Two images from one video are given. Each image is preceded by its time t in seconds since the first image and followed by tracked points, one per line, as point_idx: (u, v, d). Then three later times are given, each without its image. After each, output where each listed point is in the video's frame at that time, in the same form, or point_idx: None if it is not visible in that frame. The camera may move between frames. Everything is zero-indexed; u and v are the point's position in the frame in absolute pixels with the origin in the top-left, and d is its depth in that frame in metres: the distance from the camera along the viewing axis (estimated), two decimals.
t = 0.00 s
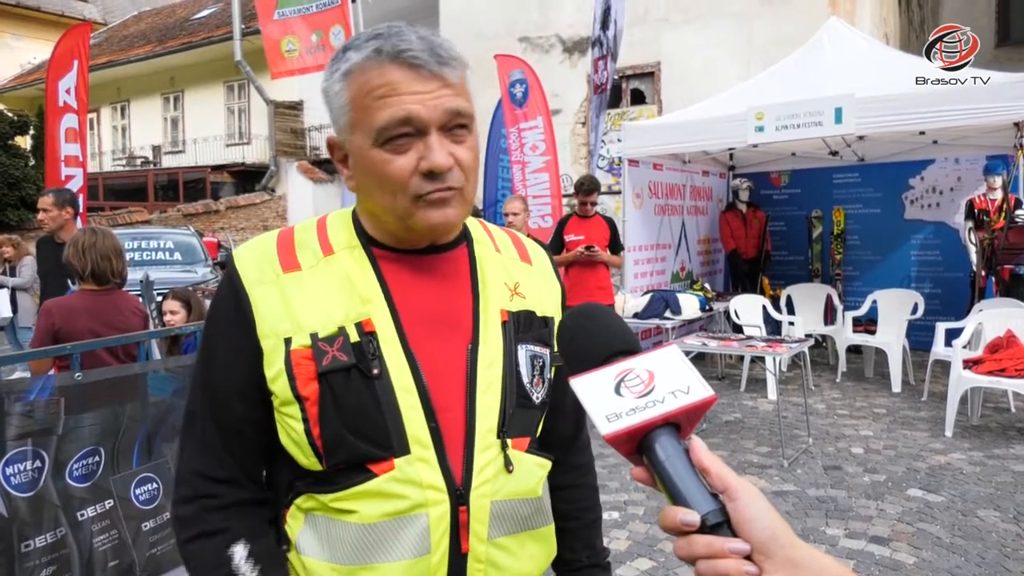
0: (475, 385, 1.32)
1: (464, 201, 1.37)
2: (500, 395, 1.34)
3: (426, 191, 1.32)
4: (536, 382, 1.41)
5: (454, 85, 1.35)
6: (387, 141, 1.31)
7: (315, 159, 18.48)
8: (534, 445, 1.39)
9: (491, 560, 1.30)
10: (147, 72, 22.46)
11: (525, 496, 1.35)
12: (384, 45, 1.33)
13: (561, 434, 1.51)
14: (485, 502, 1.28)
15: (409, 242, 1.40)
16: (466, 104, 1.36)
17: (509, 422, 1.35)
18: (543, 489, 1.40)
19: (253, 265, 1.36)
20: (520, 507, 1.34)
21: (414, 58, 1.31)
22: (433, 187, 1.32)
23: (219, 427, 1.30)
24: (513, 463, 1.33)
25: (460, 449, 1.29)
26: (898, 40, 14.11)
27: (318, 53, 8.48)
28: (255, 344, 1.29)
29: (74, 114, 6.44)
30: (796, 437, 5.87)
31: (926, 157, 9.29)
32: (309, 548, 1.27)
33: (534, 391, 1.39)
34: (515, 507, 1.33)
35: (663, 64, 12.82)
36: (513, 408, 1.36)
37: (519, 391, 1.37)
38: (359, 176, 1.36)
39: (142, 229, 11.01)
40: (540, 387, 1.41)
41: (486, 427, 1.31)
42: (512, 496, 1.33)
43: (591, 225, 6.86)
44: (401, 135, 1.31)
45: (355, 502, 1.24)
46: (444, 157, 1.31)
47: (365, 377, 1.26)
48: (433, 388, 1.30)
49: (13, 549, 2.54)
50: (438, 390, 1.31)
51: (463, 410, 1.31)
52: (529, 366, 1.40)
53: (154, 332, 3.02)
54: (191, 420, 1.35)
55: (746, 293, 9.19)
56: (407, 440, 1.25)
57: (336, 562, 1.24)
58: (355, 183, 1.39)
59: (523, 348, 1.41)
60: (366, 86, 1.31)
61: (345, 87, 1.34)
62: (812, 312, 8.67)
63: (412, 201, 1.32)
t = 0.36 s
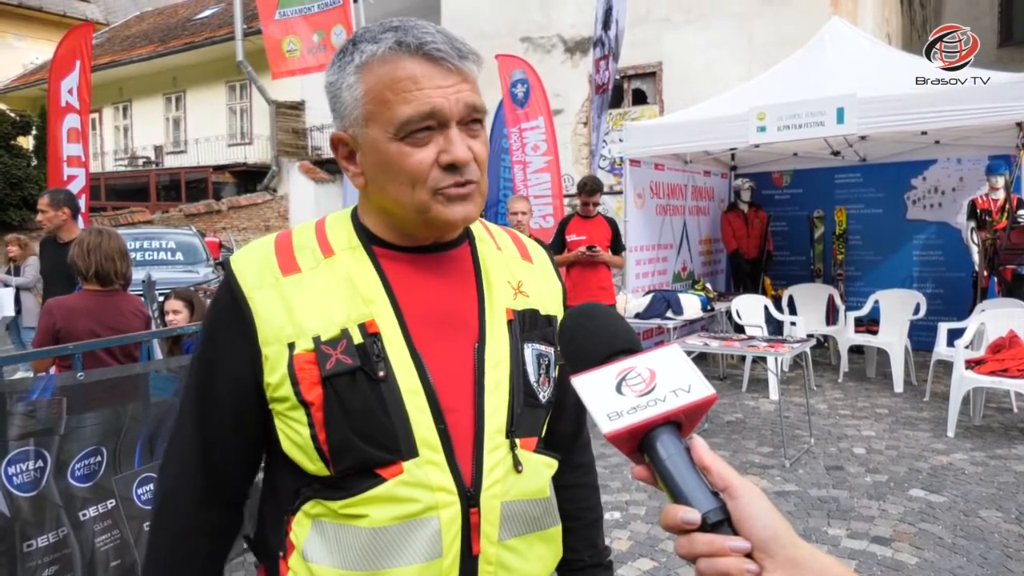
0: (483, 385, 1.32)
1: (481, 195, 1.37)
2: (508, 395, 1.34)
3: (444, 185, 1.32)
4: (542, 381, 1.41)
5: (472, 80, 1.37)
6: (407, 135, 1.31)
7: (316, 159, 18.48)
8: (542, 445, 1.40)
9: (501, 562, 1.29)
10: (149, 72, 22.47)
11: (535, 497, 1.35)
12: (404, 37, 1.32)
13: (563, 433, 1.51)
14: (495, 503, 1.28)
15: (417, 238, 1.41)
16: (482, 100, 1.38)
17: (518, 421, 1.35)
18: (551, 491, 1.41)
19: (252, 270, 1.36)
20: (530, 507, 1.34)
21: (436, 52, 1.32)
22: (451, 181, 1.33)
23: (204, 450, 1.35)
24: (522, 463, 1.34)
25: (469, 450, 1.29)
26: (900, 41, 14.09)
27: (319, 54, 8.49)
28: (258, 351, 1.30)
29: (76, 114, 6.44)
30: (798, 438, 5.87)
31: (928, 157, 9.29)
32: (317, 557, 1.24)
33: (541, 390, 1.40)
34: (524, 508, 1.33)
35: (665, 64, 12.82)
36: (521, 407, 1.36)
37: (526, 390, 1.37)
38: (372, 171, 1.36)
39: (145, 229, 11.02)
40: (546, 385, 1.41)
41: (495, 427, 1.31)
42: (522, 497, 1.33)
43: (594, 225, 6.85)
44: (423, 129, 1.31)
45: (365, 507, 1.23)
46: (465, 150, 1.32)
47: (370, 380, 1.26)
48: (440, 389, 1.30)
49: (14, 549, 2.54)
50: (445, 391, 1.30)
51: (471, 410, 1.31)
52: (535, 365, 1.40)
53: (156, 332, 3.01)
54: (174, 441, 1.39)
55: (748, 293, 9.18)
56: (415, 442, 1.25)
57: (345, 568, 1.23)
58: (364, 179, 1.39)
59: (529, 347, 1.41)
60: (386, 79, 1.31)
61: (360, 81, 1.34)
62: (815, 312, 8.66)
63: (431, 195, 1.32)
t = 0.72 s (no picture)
0: (469, 384, 1.32)
1: (464, 192, 1.37)
2: (495, 393, 1.34)
3: (427, 182, 1.32)
4: (531, 379, 1.40)
5: (449, 77, 1.37)
6: (388, 134, 1.31)
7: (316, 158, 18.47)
8: (532, 444, 1.39)
9: (492, 564, 1.29)
10: (150, 72, 22.45)
11: (524, 497, 1.34)
12: (380, 36, 1.33)
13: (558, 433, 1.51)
14: (484, 504, 1.28)
15: (401, 239, 1.42)
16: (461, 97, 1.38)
17: (507, 420, 1.34)
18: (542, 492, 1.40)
19: (232, 278, 1.37)
20: (519, 507, 1.33)
21: (414, 50, 1.32)
22: (433, 178, 1.32)
23: (199, 454, 1.39)
24: (512, 462, 1.33)
25: (456, 449, 1.29)
26: (900, 40, 14.09)
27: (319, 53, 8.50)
28: (240, 355, 1.31)
29: (76, 114, 6.43)
30: (798, 437, 5.87)
31: (929, 156, 9.28)
32: (303, 562, 1.24)
33: (529, 389, 1.39)
34: (514, 508, 1.32)
35: (665, 64, 12.82)
36: (509, 406, 1.35)
37: (514, 388, 1.37)
38: (353, 170, 1.36)
39: (145, 228, 11.01)
40: (535, 384, 1.41)
41: (483, 426, 1.30)
42: (512, 497, 1.32)
43: (594, 225, 6.85)
44: (403, 127, 1.31)
45: (352, 509, 1.23)
46: (447, 147, 1.32)
47: (351, 380, 1.26)
48: (423, 388, 1.30)
49: (14, 550, 2.54)
50: (428, 390, 1.30)
51: (456, 409, 1.31)
52: (523, 363, 1.39)
53: (157, 332, 3.01)
54: (176, 445, 1.44)
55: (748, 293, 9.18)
56: (399, 442, 1.24)
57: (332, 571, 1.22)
58: (345, 179, 1.39)
59: (517, 345, 1.41)
60: (364, 79, 1.31)
61: (337, 82, 1.34)
62: (815, 312, 8.65)
63: (414, 193, 1.32)
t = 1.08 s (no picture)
0: (456, 389, 1.32)
1: (452, 196, 1.37)
2: (483, 398, 1.33)
3: (413, 187, 1.32)
4: (522, 386, 1.39)
5: (436, 81, 1.36)
6: (374, 138, 1.31)
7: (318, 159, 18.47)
8: (522, 451, 1.37)
9: (476, 572, 1.28)
10: (152, 73, 22.49)
11: (512, 505, 1.32)
12: (365, 40, 1.33)
13: (559, 441, 1.50)
14: (468, 512, 1.27)
15: (393, 243, 1.42)
16: (449, 100, 1.38)
17: (494, 427, 1.34)
18: (533, 500, 1.38)
19: (226, 280, 1.39)
20: (505, 516, 1.32)
21: (398, 53, 1.32)
22: (420, 183, 1.33)
23: (195, 454, 1.41)
24: (498, 470, 1.31)
25: (441, 455, 1.29)
26: (902, 41, 14.08)
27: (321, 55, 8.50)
28: (230, 358, 1.33)
29: (79, 115, 6.45)
30: (800, 439, 5.86)
31: (931, 158, 9.26)
32: (288, 563, 1.26)
33: (520, 396, 1.38)
34: (500, 516, 1.31)
35: (667, 65, 12.81)
36: (498, 411, 1.35)
37: (503, 394, 1.36)
38: (341, 175, 1.37)
39: (147, 229, 11.02)
40: (526, 391, 1.40)
41: (469, 432, 1.30)
42: (498, 505, 1.30)
43: (596, 226, 6.85)
44: (389, 131, 1.31)
45: (333, 512, 1.24)
46: (433, 151, 1.32)
47: (336, 384, 1.27)
48: (409, 393, 1.30)
49: (17, 550, 2.54)
50: (414, 395, 1.30)
51: (443, 415, 1.31)
52: (514, 369, 1.38)
53: (159, 334, 3.01)
54: (173, 446, 1.46)
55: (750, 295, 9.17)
56: (382, 447, 1.25)
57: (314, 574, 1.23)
58: (334, 183, 1.40)
59: (508, 351, 1.39)
60: (349, 83, 1.32)
61: (324, 87, 1.35)
62: (817, 314, 8.64)
63: (400, 198, 1.32)
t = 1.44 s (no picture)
0: (448, 394, 1.31)
1: (449, 200, 1.37)
2: (475, 403, 1.32)
3: (410, 191, 1.32)
4: (516, 390, 1.37)
5: (435, 84, 1.36)
6: (371, 142, 1.31)
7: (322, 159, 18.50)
8: (515, 455, 1.36)
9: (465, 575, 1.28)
10: (157, 74, 22.53)
11: (502, 509, 1.31)
12: (364, 43, 1.33)
13: (556, 443, 1.50)
14: (457, 516, 1.26)
15: (389, 247, 1.42)
16: (447, 104, 1.38)
17: (486, 431, 1.32)
18: (525, 503, 1.36)
19: (225, 281, 1.41)
20: (496, 520, 1.31)
21: (397, 57, 1.32)
22: (417, 187, 1.33)
23: (191, 452, 1.42)
24: (489, 474, 1.30)
25: (431, 459, 1.29)
26: (908, 41, 14.04)
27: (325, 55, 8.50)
28: (226, 358, 1.35)
29: (85, 115, 6.47)
30: (804, 440, 5.85)
31: (936, 158, 9.23)
32: (280, 560, 1.27)
33: (514, 400, 1.37)
34: (490, 520, 1.30)
35: (671, 66, 12.80)
36: (490, 415, 1.33)
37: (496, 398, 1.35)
38: (338, 177, 1.37)
39: (152, 229, 11.05)
40: (521, 394, 1.38)
41: (460, 436, 1.29)
42: (488, 509, 1.30)
43: (600, 227, 6.84)
44: (386, 135, 1.31)
45: (321, 513, 1.24)
46: (430, 155, 1.32)
47: (327, 388, 1.27)
48: (400, 396, 1.30)
49: (22, 549, 2.55)
50: (406, 399, 1.30)
51: (434, 419, 1.31)
52: (508, 372, 1.37)
53: (162, 333, 3.01)
54: (171, 444, 1.48)
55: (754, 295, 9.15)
56: (372, 451, 1.25)
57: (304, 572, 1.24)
58: (331, 186, 1.40)
59: (503, 354, 1.38)
60: (347, 87, 1.32)
61: (322, 89, 1.35)
62: (822, 314, 8.63)
63: (397, 202, 1.32)
